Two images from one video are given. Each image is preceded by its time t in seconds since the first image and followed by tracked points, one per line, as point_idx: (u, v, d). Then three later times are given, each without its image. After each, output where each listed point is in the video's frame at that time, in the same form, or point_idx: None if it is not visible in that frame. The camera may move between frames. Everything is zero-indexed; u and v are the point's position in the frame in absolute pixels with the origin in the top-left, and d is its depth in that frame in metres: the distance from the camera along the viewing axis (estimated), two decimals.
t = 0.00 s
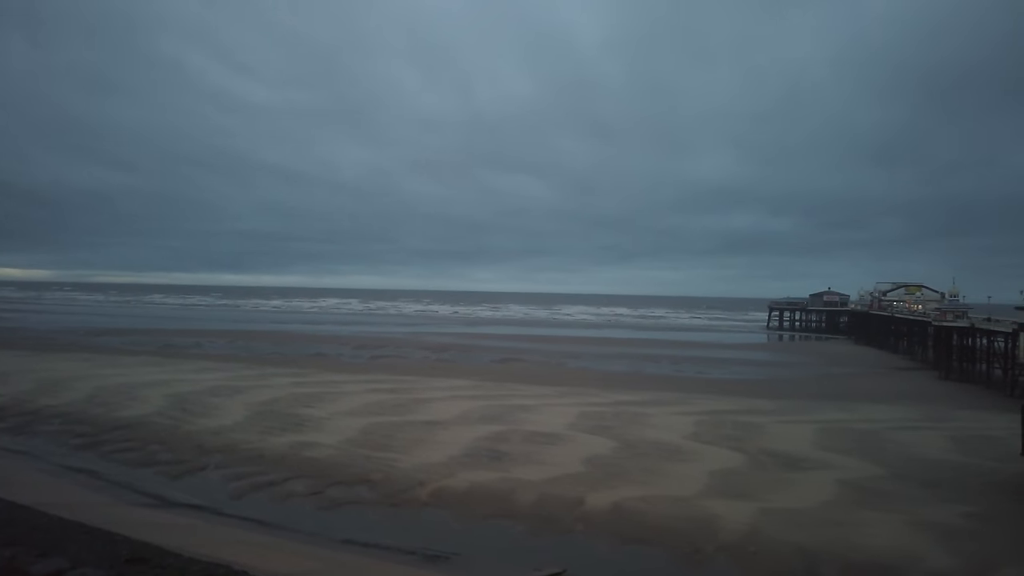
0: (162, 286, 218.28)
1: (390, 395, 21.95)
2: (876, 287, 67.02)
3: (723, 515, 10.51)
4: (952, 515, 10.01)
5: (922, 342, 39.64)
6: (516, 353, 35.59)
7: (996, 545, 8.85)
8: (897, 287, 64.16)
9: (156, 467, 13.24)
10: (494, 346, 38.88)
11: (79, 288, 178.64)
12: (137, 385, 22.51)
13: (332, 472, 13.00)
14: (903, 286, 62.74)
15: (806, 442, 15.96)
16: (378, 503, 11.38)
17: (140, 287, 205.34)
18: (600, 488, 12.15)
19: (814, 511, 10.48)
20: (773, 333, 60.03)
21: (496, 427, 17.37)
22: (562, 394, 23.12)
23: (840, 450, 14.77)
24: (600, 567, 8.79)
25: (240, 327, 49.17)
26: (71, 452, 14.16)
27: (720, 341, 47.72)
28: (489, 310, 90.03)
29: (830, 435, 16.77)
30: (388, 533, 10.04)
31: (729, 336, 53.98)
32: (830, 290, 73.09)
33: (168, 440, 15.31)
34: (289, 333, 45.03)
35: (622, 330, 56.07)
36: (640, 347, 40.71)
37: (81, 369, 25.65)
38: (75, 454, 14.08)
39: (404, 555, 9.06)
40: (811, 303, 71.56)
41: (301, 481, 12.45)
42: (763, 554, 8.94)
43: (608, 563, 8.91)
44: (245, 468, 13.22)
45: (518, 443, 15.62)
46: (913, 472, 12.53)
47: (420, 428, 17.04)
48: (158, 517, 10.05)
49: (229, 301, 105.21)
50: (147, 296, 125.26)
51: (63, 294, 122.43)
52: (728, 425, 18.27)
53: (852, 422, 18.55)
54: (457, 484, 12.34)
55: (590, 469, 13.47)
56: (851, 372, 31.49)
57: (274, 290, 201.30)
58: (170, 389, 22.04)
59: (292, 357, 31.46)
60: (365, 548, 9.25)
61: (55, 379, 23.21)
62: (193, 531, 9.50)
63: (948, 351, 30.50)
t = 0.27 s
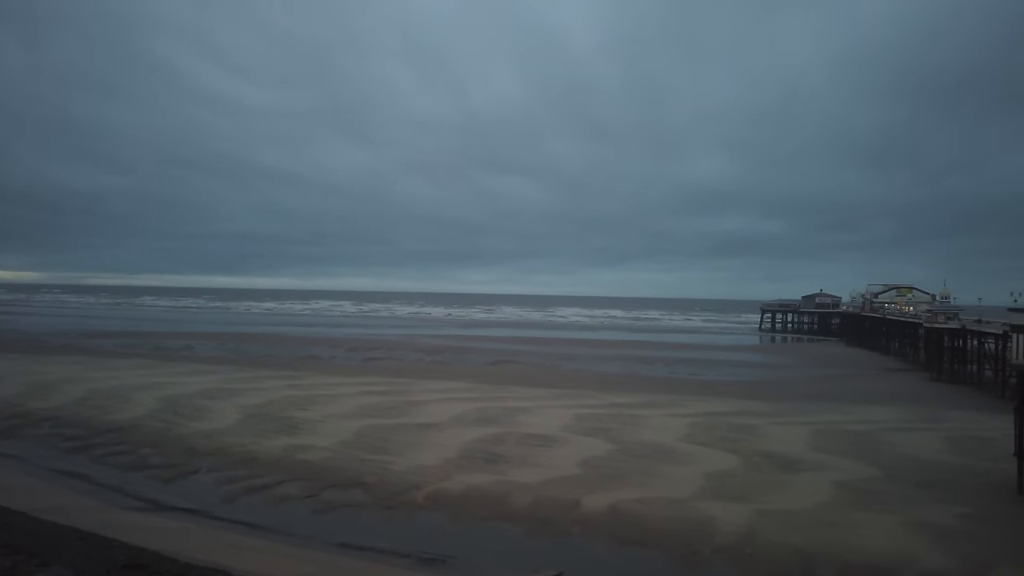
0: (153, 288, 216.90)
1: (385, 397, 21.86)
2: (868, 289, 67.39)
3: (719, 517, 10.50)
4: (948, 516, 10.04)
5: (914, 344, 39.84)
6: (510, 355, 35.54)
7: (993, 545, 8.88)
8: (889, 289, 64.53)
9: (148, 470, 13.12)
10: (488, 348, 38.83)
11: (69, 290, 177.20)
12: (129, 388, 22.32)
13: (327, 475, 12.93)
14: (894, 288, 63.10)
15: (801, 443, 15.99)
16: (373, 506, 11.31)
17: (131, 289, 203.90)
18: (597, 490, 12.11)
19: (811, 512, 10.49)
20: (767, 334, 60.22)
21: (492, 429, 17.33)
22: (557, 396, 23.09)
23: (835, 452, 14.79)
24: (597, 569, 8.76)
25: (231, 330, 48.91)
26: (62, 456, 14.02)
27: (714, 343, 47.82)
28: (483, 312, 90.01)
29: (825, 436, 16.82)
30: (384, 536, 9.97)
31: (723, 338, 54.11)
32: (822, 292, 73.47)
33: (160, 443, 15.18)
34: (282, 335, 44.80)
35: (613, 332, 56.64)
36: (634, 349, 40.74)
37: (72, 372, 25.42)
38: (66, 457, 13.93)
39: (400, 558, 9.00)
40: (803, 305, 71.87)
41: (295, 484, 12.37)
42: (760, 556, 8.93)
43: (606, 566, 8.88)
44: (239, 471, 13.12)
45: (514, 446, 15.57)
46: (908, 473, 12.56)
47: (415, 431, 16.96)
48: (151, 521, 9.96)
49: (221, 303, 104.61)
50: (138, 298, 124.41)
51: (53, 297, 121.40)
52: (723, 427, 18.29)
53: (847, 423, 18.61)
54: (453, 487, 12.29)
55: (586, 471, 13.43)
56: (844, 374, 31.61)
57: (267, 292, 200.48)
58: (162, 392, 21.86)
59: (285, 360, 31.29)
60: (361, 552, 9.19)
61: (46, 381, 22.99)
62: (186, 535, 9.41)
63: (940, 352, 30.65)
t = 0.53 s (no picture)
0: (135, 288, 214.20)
1: (372, 399, 21.76)
2: (850, 290, 68.25)
3: (707, 517, 10.57)
4: (931, 514, 10.18)
5: (896, 344, 40.38)
6: (497, 356, 35.54)
7: (976, 543, 9.00)
8: (871, 290, 65.40)
9: (132, 474, 12.94)
10: (474, 349, 38.76)
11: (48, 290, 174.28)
12: (111, 390, 22.01)
13: (314, 477, 12.83)
14: (876, 289, 63.95)
15: (787, 443, 16.14)
16: (361, 508, 11.24)
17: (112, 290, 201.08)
18: (585, 491, 12.14)
19: (797, 511, 10.58)
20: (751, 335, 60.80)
21: (480, 431, 17.30)
22: (544, 396, 23.11)
23: (820, 451, 14.95)
24: (587, 570, 8.77)
25: (215, 331, 48.41)
26: (43, 460, 13.78)
27: (699, 343, 48.15)
28: (470, 313, 89.93)
29: (810, 436, 16.99)
30: (372, 539, 9.91)
31: (709, 338, 54.49)
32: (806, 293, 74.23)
33: (144, 446, 14.98)
34: (267, 336, 44.40)
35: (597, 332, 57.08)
36: (621, 350, 40.91)
37: (52, 374, 25.01)
38: (47, 461, 13.69)
39: (389, 561, 8.95)
40: (787, 306, 72.62)
41: (282, 487, 12.26)
42: (748, 556, 9.00)
43: (595, 567, 8.88)
44: (225, 474, 12.98)
45: (502, 447, 15.56)
46: (891, 472, 12.72)
47: (403, 432, 16.90)
48: (135, 526, 9.82)
49: (205, 304, 103.57)
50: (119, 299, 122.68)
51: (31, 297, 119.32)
52: (709, 427, 18.42)
53: (831, 423, 18.82)
54: (442, 489, 12.24)
55: (575, 472, 13.45)
56: (828, 374, 31.97)
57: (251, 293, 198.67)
58: (146, 394, 21.58)
59: (271, 361, 31.01)
60: (349, 555, 9.12)
61: (25, 384, 22.60)
62: (171, 540, 9.29)
63: (921, 352, 31.09)
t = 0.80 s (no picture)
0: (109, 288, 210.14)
1: (352, 400, 21.57)
2: (826, 290, 69.39)
3: (687, 515, 10.66)
4: (905, 509, 10.39)
5: (870, 343, 41.12)
6: (478, 356, 35.48)
7: (948, 537, 9.20)
8: (846, 290, 66.56)
9: (105, 478, 12.66)
10: (455, 349, 38.67)
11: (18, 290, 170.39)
12: (83, 392, 21.51)
13: (293, 480, 12.68)
14: (851, 289, 65.10)
15: (765, 441, 16.36)
16: (341, 510, 11.13)
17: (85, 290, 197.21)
18: (567, 490, 12.17)
19: (775, 509, 10.74)
20: (729, 334, 61.50)
21: (461, 431, 17.26)
22: (526, 396, 23.13)
23: (798, 449, 15.18)
24: (568, 571, 8.78)
25: (190, 332, 47.61)
26: (12, 465, 13.42)
27: (679, 343, 48.58)
28: (451, 313, 89.73)
29: (788, 433, 17.24)
30: (352, 541, 9.82)
31: (688, 338, 55.03)
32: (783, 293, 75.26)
33: (118, 449, 14.68)
34: (244, 337, 43.81)
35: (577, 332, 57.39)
36: (602, 350, 41.12)
37: (21, 376, 24.38)
38: (16, 466, 13.34)
39: (370, 563, 8.88)
40: (764, 305, 73.64)
41: (261, 489, 12.10)
42: (728, 553, 9.09)
43: (576, 567, 8.91)
44: (202, 477, 12.78)
45: (484, 447, 15.53)
46: (867, 469, 12.96)
47: (384, 433, 16.79)
48: (108, 531, 9.61)
49: (180, 304, 101.93)
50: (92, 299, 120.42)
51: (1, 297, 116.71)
52: (689, 425, 18.59)
53: (808, 421, 19.12)
54: (423, 490, 12.18)
55: (556, 471, 13.48)
56: (805, 372, 32.46)
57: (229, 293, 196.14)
58: (119, 396, 21.14)
59: (248, 362, 30.60)
60: (328, 559, 9.02)
61: None
62: (146, 545, 9.11)
63: (895, 351, 31.68)
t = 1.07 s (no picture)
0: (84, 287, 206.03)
1: (334, 400, 21.37)
2: (805, 289, 70.34)
3: (671, 513, 10.71)
4: (884, 505, 10.54)
5: (848, 341, 41.74)
6: (460, 355, 35.38)
7: (926, 531, 9.34)
8: (824, 288, 67.54)
9: (81, 481, 12.39)
10: (438, 348, 38.52)
11: None
12: (56, 394, 21.04)
13: (275, 481, 12.50)
14: (830, 287, 66.07)
15: (747, 438, 16.51)
16: (324, 511, 11.01)
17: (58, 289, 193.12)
18: (551, 489, 12.16)
19: (758, 505, 10.83)
20: (710, 332, 62.09)
21: (445, 430, 17.17)
22: (509, 395, 23.10)
23: (779, 446, 15.34)
24: (553, 570, 8.76)
25: (167, 332, 46.78)
26: None
27: (661, 341, 48.93)
28: (434, 312, 89.44)
29: (769, 430, 17.41)
30: (335, 543, 9.71)
31: (670, 336, 55.43)
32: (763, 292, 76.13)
33: (93, 451, 14.37)
34: (223, 337, 43.19)
35: (560, 331, 57.54)
36: (585, 348, 41.24)
37: None
38: None
39: (353, 565, 8.78)
40: (745, 304, 74.44)
41: (241, 491, 11.92)
42: (712, 550, 9.14)
43: (561, 566, 8.89)
44: (181, 479, 12.55)
45: (468, 447, 15.47)
46: (847, 465, 13.13)
47: (367, 433, 16.65)
48: (84, 536, 9.39)
49: (157, 304, 100.24)
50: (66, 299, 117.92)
51: None
52: (672, 423, 18.70)
53: (789, 418, 19.34)
54: (406, 490, 12.08)
55: (541, 470, 13.46)
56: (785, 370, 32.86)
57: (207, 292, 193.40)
58: (95, 397, 20.71)
59: (228, 362, 30.18)
60: (311, 561, 8.90)
61: None
62: (123, 549, 8.92)
63: (872, 348, 32.17)
